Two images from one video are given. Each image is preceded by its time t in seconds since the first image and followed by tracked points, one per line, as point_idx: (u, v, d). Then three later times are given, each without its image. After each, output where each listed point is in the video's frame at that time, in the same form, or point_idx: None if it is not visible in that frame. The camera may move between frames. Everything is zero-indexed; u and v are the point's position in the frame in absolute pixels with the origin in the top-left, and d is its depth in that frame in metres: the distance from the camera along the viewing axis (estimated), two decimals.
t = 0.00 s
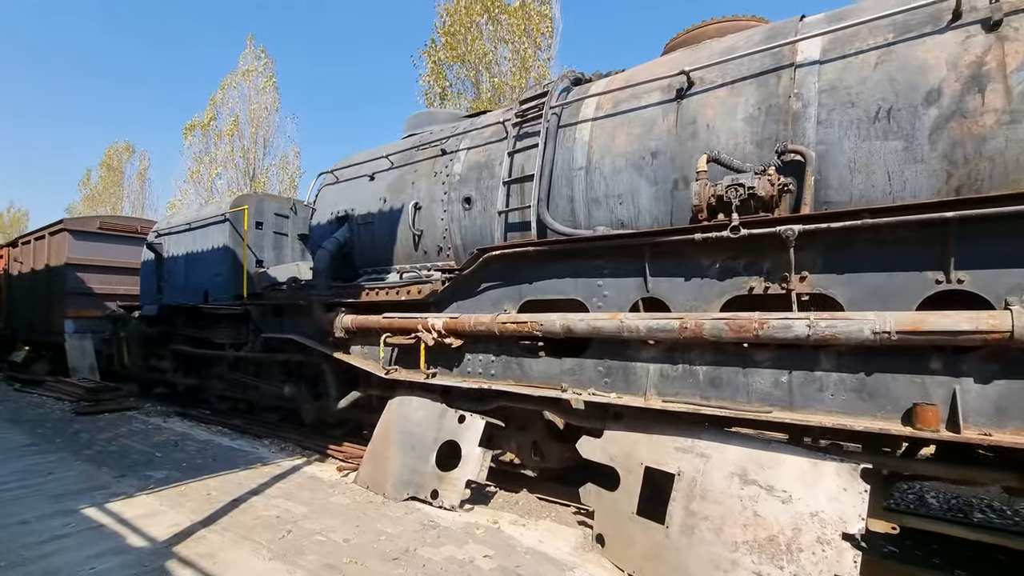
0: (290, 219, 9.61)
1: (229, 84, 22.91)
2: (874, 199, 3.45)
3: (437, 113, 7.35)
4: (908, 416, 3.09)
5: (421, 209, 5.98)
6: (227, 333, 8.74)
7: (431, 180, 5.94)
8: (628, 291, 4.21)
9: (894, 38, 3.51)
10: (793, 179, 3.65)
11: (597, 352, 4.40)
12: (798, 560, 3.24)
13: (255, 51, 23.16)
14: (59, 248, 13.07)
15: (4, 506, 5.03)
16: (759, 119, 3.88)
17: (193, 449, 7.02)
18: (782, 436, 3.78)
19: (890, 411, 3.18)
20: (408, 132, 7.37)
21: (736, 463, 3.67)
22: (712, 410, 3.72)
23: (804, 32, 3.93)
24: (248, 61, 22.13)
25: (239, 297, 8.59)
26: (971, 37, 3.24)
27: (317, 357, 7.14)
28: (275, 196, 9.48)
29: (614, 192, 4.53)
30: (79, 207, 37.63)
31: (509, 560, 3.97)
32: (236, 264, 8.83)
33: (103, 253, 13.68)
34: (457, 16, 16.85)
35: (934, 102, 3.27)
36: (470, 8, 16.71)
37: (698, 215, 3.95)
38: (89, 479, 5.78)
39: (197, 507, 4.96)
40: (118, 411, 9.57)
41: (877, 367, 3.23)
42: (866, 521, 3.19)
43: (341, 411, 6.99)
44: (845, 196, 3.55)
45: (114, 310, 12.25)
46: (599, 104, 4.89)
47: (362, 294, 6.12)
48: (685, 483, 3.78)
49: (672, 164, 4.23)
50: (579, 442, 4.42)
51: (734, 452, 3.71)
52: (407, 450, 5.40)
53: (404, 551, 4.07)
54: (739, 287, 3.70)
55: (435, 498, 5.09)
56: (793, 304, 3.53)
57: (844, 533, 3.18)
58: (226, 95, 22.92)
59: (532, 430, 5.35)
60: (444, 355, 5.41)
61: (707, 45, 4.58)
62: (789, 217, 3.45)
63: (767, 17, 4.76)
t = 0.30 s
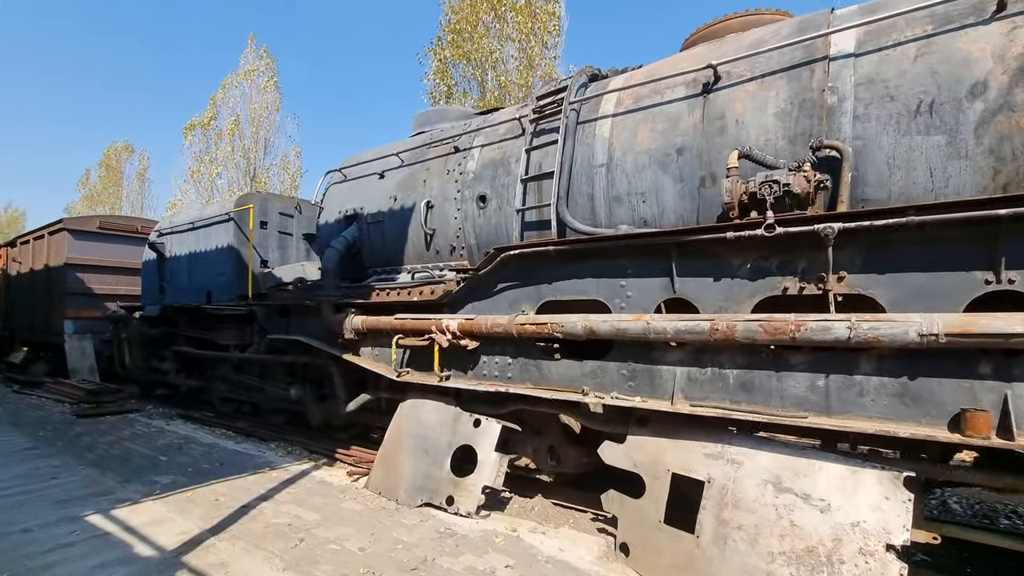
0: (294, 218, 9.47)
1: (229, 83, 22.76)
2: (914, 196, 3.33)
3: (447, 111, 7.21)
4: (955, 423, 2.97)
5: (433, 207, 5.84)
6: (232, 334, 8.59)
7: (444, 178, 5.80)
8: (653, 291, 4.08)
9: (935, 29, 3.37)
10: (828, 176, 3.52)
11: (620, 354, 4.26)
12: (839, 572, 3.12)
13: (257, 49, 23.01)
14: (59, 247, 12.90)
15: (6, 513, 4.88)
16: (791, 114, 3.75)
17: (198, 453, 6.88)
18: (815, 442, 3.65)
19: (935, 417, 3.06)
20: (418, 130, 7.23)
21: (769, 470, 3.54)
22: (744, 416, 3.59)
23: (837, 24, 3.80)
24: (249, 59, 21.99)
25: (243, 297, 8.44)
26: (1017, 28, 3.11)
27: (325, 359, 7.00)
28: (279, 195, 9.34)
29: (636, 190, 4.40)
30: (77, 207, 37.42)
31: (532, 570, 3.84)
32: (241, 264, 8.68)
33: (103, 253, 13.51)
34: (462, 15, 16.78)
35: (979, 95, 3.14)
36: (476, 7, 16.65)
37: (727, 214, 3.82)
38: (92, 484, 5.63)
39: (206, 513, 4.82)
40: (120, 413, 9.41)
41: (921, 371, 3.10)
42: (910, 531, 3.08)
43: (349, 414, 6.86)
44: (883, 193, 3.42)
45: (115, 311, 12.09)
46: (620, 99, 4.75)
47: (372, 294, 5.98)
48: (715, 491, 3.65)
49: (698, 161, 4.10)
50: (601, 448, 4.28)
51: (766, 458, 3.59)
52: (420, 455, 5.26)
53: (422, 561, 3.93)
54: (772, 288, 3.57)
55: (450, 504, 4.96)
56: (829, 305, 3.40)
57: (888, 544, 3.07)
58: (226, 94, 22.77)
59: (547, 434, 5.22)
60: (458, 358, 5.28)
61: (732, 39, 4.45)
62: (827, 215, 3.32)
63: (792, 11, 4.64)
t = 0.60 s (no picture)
0: (300, 221, 9.29)
1: (228, 86, 22.55)
2: (969, 188, 3.17)
3: (458, 108, 7.02)
4: None
5: (448, 208, 5.66)
6: (238, 340, 8.41)
7: (459, 177, 5.63)
8: (687, 291, 3.91)
9: (987, 13, 3.21)
10: (876, 169, 3.36)
11: (651, 357, 4.09)
12: None
13: (254, 51, 22.80)
14: (58, 254, 12.70)
15: (12, 531, 4.70)
16: (832, 104, 3.59)
17: (207, 463, 6.70)
18: (863, 447, 3.50)
19: (999, 422, 2.90)
20: (428, 128, 7.05)
21: (817, 477, 3.37)
22: (790, 421, 3.43)
23: (878, 10, 3.63)
24: (247, 61, 21.79)
25: (250, 302, 8.26)
26: None
27: (336, 365, 6.83)
28: (284, 198, 9.15)
29: (665, 186, 4.23)
30: (74, 213, 37.17)
31: None
32: (247, 268, 8.50)
33: (103, 259, 13.32)
34: (465, 13, 16.65)
35: None
36: (480, 4, 16.54)
37: (766, 210, 3.66)
38: (100, 498, 5.45)
39: (220, 528, 4.64)
40: (124, 422, 9.22)
41: (983, 373, 2.95)
42: (974, 543, 2.93)
43: (361, 421, 6.68)
44: (934, 185, 3.26)
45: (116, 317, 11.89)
46: (645, 93, 4.58)
47: (386, 298, 5.80)
48: (759, 500, 3.49)
49: (733, 155, 3.94)
50: (633, 455, 4.11)
51: (813, 465, 3.43)
52: (440, 464, 5.09)
53: None
54: (817, 286, 3.41)
55: (474, 515, 4.79)
56: (880, 304, 3.23)
57: (953, 557, 2.93)
58: (225, 97, 22.56)
59: (571, 441, 5.06)
60: (478, 362, 5.11)
61: (763, 27, 4.27)
62: (877, 209, 3.15)
63: None
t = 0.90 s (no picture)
0: (305, 218, 9.15)
1: (230, 81, 22.38)
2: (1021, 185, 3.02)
3: (470, 103, 6.85)
4: None
5: (462, 203, 5.49)
6: (242, 338, 8.24)
7: (474, 172, 5.46)
8: (717, 290, 3.74)
9: None
10: (921, 164, 3.20)
11: (678, 360, 3.93)
12: None
13: (258, 47, 22.63)
14: (58, 249, 12.52)
15: (10, 535, 4.53)
16: (873, 97, 3.43)
17: (210, 464, 6.53)
18: (902, 456, 3.35)
19: None
20: (439, 123, 6.88)
21: (857, 487, 3.22)
22: (829, 427, 3.27)
23: None
24: (250, 57, 21.63)
25: (254, 300, 8.10)
26: None
27: (343, 364, 6.66)
28: (289, 193, 8.99)
29: (693, 182, 4.07)
30: (73, 209, 36.97)
31: None
32: (251, 265, 8.33)
33: (103, 255, 13.14)
34: (473, 9, 16.55)
35: None
36: None
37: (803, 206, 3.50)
38: (101, 500, 5.28)
39: (226, 533, 4.48)
40: (124, 420, 9.04)
41: None
42: None
43: (369, 422, 6.52)
44: (984, 181, 3.11)
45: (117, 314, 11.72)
46: (671, 85, 4.41)
47: (397, 296, 5.64)
48: (795, 510, 3.34)
49: (766, 150, 3.78)
50: (656, 461, 3.95)
51: (852, 474, 3.27)
52: (453, 468, 4.92)
53: None
54: (858, 287, 3.25)
55: (489, 521, 4.64)
56: (926, 306, 3.08)
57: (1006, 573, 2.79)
58: (227, 93, 22.39)
59: (589, 445, 4.92)
60: (494, 363, 4.95)
61: (796, 17, 4.11)
62: (926, 206, 2.99)
63: None
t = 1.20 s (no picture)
0: (308, 215, 8.98)
1: (231, 78, 22.19)
2: None
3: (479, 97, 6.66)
4: None
5: (474, 199, 5.30)
6: (243, 337, 8.05)
7: (486, 167, 5.27)
8: (748, 291, 3.56)
9: None
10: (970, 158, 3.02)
11: (704, 364, 3.74)
12: None
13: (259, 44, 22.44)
14: (56, 246, 12.32)
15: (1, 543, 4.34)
16: (917, 87, 3.27)
17: (210, 467, 6.34)
18: (946, 467, 3.17)
19: None
20: (448, 117, 6.68)
21: (900, 500, 3.03)
22: (870, 436, 3.09)
23: None
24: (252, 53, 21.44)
25: (256, 298, 7.91)
26: None
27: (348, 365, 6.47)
28: (292, 190, 8.79)
29: (720, 177, 3.88)
30: (72, 206, 36.75)
31: None
32: (253, 262, 8.14)
33: (102, 252, 12.93)
34: (480, 4, 16.41)
35: None
36: None
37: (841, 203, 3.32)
38: (97, 505, 5.09)
39: (228, 542, 4.29)
40: (122, 421, 8.84)
41: None
42: None
43: (374, 424, 6.33)
44: None
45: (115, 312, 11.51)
46: (695, 76, 4.22)
47: (405, 295, 5.45)
48: (832, 524, 3.15)
49: (799, 143, 3.59)
50: (680, 470, 3.79)
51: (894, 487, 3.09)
52: (464, 474, 4.75)
53: None
54: (902, 288, 3.07)
55: (502, 531, 4.44)
56: (977, 309, 2.90)
57: None
58: (228, 89, 22.20)
59: (605, 451, 4.72)
60: (507, 366, 4.76)
61: (829, 6, 3.93)
62: (980, 202, 2.81)
63: None
